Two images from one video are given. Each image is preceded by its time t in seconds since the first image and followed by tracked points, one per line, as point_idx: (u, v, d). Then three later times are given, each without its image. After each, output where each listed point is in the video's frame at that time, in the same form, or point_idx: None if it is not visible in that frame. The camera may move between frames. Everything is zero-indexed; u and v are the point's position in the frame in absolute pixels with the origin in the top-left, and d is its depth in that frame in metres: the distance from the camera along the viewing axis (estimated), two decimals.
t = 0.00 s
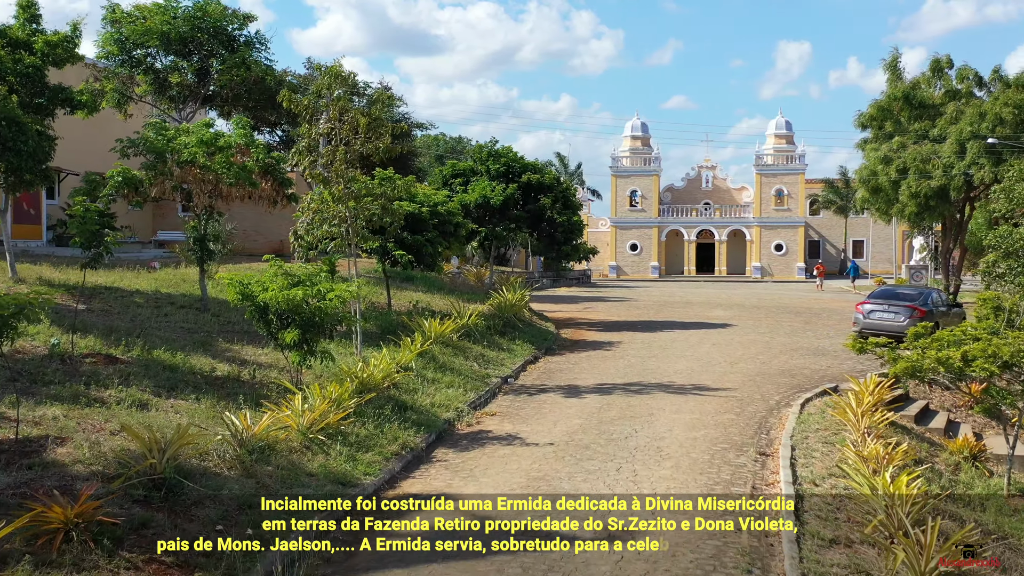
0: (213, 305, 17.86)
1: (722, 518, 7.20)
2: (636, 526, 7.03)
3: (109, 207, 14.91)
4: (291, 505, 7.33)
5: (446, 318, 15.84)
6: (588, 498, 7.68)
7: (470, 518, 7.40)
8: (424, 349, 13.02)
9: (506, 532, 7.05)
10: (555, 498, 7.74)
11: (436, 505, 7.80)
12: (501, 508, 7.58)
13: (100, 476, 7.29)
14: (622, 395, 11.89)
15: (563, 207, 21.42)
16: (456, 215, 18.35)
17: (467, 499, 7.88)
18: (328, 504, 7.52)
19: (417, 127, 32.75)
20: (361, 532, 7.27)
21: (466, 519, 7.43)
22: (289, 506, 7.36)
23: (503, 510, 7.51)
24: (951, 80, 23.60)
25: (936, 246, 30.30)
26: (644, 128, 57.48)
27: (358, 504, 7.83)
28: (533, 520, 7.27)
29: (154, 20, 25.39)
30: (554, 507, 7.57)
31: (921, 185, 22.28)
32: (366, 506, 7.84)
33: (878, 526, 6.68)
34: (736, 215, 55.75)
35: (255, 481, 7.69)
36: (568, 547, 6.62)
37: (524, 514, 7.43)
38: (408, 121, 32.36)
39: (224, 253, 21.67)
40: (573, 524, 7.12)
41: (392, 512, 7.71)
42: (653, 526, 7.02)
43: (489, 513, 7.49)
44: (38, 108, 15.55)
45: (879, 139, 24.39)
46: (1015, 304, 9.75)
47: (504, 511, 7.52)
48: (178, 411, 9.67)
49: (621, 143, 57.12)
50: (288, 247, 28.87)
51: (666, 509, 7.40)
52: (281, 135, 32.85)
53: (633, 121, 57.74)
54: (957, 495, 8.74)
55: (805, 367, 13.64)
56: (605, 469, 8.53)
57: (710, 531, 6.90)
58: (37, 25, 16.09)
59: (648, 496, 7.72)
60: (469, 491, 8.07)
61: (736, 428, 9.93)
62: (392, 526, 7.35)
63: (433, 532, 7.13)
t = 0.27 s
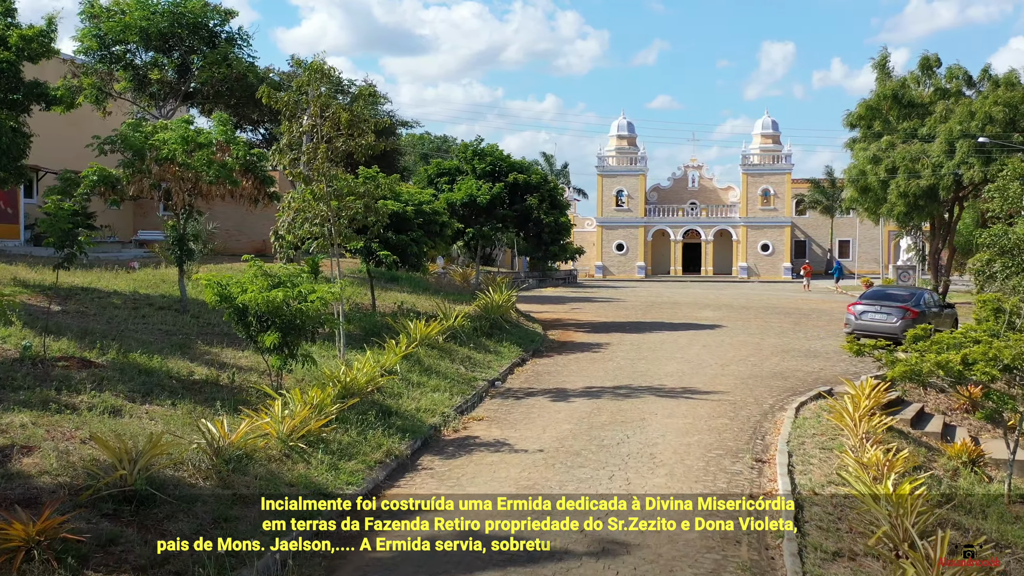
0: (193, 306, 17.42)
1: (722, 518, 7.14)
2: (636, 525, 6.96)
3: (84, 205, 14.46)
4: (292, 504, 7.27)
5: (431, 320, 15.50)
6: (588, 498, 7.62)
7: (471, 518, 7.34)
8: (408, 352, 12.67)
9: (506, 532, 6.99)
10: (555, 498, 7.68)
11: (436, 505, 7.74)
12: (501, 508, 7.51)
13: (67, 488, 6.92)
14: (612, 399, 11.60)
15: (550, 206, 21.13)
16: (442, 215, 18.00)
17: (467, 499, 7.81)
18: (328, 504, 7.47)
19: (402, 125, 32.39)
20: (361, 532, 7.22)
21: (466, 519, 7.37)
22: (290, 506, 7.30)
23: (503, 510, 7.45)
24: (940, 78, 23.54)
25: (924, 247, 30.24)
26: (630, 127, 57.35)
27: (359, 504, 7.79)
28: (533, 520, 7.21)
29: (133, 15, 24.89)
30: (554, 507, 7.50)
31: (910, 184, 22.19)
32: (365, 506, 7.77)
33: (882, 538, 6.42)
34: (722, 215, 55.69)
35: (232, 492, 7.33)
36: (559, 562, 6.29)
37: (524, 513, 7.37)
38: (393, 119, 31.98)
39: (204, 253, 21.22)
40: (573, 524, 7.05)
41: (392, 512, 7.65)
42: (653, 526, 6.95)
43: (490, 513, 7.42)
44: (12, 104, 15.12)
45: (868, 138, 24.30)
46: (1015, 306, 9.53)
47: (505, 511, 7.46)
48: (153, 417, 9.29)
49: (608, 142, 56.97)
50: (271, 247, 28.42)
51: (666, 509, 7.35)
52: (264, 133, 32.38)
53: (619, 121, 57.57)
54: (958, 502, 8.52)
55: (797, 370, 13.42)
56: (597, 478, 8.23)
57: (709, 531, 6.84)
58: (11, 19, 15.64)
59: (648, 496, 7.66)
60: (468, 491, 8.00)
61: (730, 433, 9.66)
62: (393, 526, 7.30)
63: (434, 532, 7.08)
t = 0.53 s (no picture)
0: (171, 307, 16.97)
1: (723, 518, 7.09)
2: (636, 525, 6.90)
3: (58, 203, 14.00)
4: (292, 504, 7.23)
5: (417, 321, 15.16)
6: (588, 498, 7.54)
7: (471, 518, 7.23)
8: (393, 355, 12.31)
9: (507, 532, 6.89)
10: (555, 498, 7.60)
11: (436, 504, 7.62)
12: (501, 508, 7.42)
13: (30, 502, 6.53)
14: (602, 403, 11.31)
15: (537, 206, 20.83)
16: (427, 214, 17.66)
17: (467, 499, 7.70)
18: (327, 504, 7.40)
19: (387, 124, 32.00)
20: (361, 531, 7.11)
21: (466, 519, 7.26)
22: (290, 506, 7.22)
23: (503, 510, 7.36)
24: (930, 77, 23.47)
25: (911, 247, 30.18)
26: (616, 127, 57.17)
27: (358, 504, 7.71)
28: (533, 519, 7.12)
29: (111, 9, 24.33)
30: (554, 507, 7.42)
31: (899, 183, 22.10)
32: (364, 507, 7.67)
33: (887, 550, 6.15)
34: (708, 214, 55.62)
35: (207, 505, 6.97)
36: None
37: (524, 513, 7.28)
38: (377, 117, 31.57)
39: (184, 253, 20.74)
40: (573, 524, 6.96)
41: (391, 511, 7.53)
42: (654, 526, 6.89)
43: (490, 512, 7.32)
44: None
45: (857, 137, 24.25)
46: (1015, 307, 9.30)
47: (505, 511, 7.37)
48: (125, 424, 8.89)
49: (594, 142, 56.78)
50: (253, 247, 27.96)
51: (667, 508, 7.28)
52: (246, 131, 31.88)
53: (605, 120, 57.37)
54: (959, 510, 8.29)
55: (790, 372, 13.19)
56: (589, 486, 7.91)
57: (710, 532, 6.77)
58: None
59: (648, 496, 7.59)
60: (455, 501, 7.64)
61: (724, 438, 9.39)
62: (391, 526, 7.18)
63: (434, 532, 6.97)
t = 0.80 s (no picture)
0: (150, 309, 16.51)
1: (723, 522, 6.93)
2: (636, 526, 6.83)
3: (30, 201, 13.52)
4: (292, 505, 7.18)
5: (401, 322, 14.81)
6: (588, 498, 7.47)
7: (471, 518, 7.14)
8: (377, 357, 11.95)
9: (507, 532, 6.81)
10: (555, 498, 7.53)
11: (436, 505, 7.53)
12: (501, 508, 7.33)
13: None
14: (593, 407, 11.00)
15: (524, 204, 20.52)
16: (412, 213, 17.30)
17: (466, 499, 7.61)
18: (326, 504, 7.37)
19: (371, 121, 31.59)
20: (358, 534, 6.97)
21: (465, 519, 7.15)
22: (290, 506, 7.18)
23: (503, 510, 7.27)
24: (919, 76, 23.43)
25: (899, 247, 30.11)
26: (602, 126, 56.95)
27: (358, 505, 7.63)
28: (533, 519, 7.04)
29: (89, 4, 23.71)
30: (554, 507, 7.34)
31: (888, 182, 22.06)
32: (364, 508, 7.59)
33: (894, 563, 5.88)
34: (695, 214, 55.51)
35: (180, 519, 6.59)
36: None
37: (524, 513, 7.20)
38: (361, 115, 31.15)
39: (164, 253, 20.27)
40: (573, 524, 6.89)
41: (391, 512, 7.43)
42: (654, 526, 6.83)
43: (490, 512, 7.24)
44: None
45: (846, 136, 24.20)
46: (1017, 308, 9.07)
47: (505, 511, 7.29)
48: (97, 431, 8.48)
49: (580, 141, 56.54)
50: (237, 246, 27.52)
51: (667, 508, 7.22)
52: (228, 129, 31.38)
53: (591, 119, 57.13)
54: (961, 518, 8.05)
55: (782, 374, 12.96)
56: (581, 496, 7.57)
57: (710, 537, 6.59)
58: None
59: (648, 496, 7.53)
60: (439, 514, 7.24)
61: (719, 444, 9.11)
62: (391, 526, 7.07)
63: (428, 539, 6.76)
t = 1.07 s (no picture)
0: (127, 310, 16.03)
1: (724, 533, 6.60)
2: (636, 525, 6.75)
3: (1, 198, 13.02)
4: (292, 505, 7.08)
5: (387, 323, 14.44)
6: (588, 498, 7.39)
7: (471, 518, 7.05)
8: (361, 360, 11.58)
9: (507, 532, 6.71)
10: (555, 498, 7.44)
11: (436, 505, 7.42)
12: (501, 508, 7.23)
13: None
14: (584, 410, 10.68)
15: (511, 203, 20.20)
16: (398, 212, 16.92)
17: (467, 499, 7.51)
18: (326, 504, 7.30)
19: (356, 119, 31.16)
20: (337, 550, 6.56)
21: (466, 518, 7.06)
22: (290, 506, 7.10)
23: (503, 510, 7.17)
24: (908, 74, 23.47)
25: (886, 247, 30.04)
26: (589, 125, 56.73)
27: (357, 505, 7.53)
28: (533, 519, 6.95)
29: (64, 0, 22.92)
30: (554, 507, 7.25)
31: (877, 181, 22.09)
32: (363, 508, 7.48)
33: None
34: (681, 214, 55.39)
35: (152, 533, 6.20)
36: None
37: (524, 513, 7.11)
38: (346, 112, 30.70)
39: (142, 253, 19.77)
40: (573, 524, 6.80)
41: (390, 512, 7.33)
42: (654, 526, 6.74)
43: (490, 512, 7.14)
44: None
45: (835, 133, 24.46)
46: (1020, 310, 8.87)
47: (505, 511, 7.19)
48: (65, 439, 8.05)
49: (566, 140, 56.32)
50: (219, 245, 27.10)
51: (667, 508, 7.13)
52: (211, 127, 30.88)
53: (577, 119, 56.87)
54: (965, 526, 7.80)
55: (776, 377, 12.70)
56: (574, 505, 7.23)
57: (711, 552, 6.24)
58: None
59: (648, 496, 7.45)
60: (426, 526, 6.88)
61: (716, 450, 8.81)
62: (391, 526, 6.98)
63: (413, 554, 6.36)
